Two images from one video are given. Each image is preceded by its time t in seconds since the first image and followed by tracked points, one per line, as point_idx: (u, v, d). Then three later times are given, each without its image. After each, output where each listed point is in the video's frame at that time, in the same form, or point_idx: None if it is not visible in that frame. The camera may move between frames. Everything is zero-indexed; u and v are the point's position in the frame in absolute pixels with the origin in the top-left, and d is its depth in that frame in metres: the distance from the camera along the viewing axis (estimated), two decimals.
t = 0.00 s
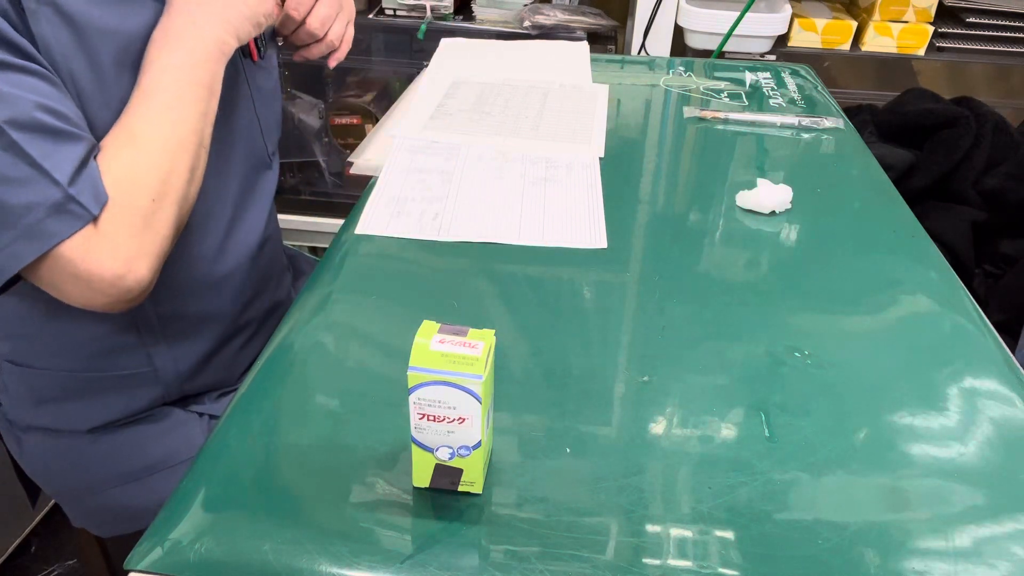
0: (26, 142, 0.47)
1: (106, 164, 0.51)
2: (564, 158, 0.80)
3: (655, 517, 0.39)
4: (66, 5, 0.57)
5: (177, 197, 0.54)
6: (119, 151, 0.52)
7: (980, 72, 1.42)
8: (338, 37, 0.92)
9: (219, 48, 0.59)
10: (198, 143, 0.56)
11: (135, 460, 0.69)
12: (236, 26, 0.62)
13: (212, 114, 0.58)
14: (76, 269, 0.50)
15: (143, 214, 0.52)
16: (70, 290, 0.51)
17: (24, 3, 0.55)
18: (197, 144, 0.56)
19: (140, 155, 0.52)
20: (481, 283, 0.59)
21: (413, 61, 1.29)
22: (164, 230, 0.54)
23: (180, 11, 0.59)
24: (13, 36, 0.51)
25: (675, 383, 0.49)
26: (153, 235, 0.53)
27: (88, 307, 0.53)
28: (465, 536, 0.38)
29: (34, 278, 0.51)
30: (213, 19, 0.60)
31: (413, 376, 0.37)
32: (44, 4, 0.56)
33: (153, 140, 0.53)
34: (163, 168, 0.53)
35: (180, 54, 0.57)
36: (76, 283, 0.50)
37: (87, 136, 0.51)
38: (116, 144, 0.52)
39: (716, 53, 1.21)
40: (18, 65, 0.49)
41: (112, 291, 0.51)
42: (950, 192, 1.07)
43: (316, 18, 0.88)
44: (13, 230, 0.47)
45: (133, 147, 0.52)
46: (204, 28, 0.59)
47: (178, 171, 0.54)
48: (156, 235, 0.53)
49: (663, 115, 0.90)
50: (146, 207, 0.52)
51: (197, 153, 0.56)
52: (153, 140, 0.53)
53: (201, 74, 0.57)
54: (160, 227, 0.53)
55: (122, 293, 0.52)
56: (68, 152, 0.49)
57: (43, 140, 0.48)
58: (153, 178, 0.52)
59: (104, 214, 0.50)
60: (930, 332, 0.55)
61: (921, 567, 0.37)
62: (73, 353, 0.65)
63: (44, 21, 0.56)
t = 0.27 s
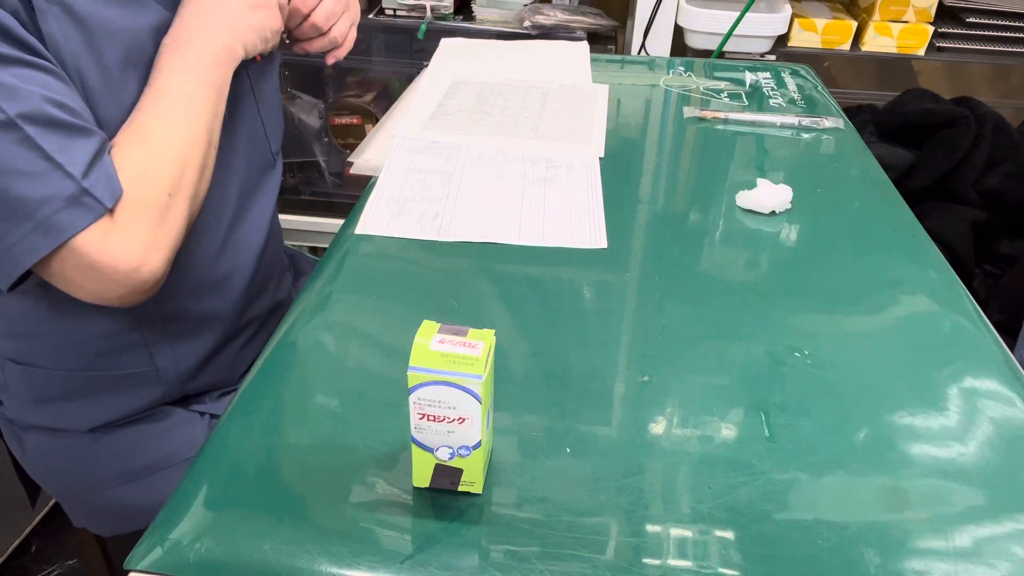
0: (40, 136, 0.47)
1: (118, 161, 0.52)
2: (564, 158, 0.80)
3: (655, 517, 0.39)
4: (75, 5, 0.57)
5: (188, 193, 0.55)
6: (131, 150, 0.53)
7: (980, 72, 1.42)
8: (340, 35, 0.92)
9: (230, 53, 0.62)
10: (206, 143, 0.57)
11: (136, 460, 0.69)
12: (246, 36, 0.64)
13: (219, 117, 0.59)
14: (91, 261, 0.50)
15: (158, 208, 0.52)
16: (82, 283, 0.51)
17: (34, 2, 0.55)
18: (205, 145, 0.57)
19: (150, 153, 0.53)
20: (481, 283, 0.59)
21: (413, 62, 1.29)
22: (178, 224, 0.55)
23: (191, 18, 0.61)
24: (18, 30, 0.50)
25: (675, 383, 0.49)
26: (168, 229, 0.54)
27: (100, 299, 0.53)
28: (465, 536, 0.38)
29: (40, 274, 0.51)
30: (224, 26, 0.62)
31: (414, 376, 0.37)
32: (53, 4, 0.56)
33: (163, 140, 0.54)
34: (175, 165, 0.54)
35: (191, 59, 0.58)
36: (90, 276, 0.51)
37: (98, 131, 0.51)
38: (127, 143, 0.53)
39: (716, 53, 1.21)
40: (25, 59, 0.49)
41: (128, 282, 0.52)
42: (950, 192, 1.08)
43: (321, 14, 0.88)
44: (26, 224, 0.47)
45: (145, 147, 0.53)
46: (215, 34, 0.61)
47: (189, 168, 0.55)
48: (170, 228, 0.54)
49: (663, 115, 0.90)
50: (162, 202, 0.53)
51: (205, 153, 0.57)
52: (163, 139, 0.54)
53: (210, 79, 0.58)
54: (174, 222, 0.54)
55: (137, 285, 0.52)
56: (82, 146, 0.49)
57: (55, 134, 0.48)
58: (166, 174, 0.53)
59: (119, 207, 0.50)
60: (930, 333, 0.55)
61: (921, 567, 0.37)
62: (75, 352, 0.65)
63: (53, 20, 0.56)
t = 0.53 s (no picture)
0: (44, 130, 0.47)
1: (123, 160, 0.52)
2: (564, 158, 0.80)
3: (655, 517, 0.39)
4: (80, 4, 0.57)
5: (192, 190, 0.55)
6: (134, 147, 0.53)
7: (981, 72, 1.42)
8: (336, 36, 0.92)
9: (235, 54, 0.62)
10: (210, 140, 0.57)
11: (137, 460, 0.69)
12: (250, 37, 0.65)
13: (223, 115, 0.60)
14: (93, 256, 0.50)
15: (161, 204, 0.52)
16: (84, 279, 0.51)
17: None
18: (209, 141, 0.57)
19: (153, 150, 0.53)
20: (482, 283, 0.59)
21: (413, 62, 1.29)
22: (181, 221, 0.55)
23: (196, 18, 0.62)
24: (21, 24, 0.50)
25: (675, 383, 0.49)
26: (171, 225, 0.54)
27: (102, 296, 0.53)
28: (465, 536, 0.38)
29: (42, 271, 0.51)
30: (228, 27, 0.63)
31: (414, 376, 0.37)
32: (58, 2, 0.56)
33: (166, 136, 0.54)
34: (178, 161, 0.54)
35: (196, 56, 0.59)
36: (91, 271, 0.50)
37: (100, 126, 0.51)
38: (130, 141, 0.53)
39: (716, 53, 1.21)
40: (27, 52, 0.49)
41: (130, 279, 0.52)
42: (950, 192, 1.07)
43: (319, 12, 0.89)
44: (29, 219, 0.47)
45: (148, 144, 0.53)
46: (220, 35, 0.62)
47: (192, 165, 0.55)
48: (173, 225, 0.54)
49: (663, 115, 0.90)
50: (165, 198, 0.53)
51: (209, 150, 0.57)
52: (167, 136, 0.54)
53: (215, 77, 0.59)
54: (178, 218, 0.54)
55: (139, 281, 0.52)
56: (85, 142, 0.50)
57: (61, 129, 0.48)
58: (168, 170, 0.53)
59: (121, 202, 0.50)
60: (930, 332, 0.55)
61: (921, 567, 0.37)
62: (76, 352, 0.65)
63: (57, 18, 0.56)
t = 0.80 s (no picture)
0: (42, 128, 0.47)
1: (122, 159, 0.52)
2: (564, 158, 0.80)
3: (655, 517, 0.39)
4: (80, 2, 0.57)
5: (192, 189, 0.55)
6: (136, 144, 0.53)
7: (981, 72, 1.42)
8: (343, 29, 0.91)
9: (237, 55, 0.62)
10: (211, 139, 0.57)
11: (137, 459, 0.69)
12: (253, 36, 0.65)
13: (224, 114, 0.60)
14: (92, 254, 0.50)
15: (161, 203, 0.52)
16: (83, 278, 0.51)
17: None
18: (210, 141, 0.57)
19: (154, 147, 0.53)
20: (482, 283, 0.59)
21: (413, 61, 1.29)
22: (181, 221, 0.55)
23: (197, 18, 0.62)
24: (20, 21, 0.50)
25: (675, 383, 0.49)
26: (171, 225, 0.54)
27: (99, 294, 0.53)
28: (465, 536, 0.38)
29: (42, 269, 0.51)
30: (230, 27, 0.63)
31: (413, 376, 0.37)
32: None
33: (166, 135, 0.54)
34: (178, 160, 0.54)
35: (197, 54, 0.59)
36: (90, 270, 0.50)
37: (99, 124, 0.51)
38: (131, 139, 0.53)
39: (716, 52, 1.21)
40: (26, 50, 0.49)
41: (130, 277, 0.52)
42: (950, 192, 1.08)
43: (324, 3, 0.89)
44: (27, 217, 0.47)
45: (149, 142, 0.53)
46: (221, 35, 0.61)
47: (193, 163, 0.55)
48: (173, 224, 0.54)
49: (663, 115, 0.90)
50: (165, 197, 0.53)
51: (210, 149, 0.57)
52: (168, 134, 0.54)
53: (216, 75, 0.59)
54: (179, 218, 0.54)
55: (138, 280, 0.52)
56: (84, 140, 0.49)
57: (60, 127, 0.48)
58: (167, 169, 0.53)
59: (121, 200, 0.50)
60: (930, 332, 0.55)
61: (921, 567, 0.37)
62: (77, 351, 0.65)
63: (57, 17, 0.56)
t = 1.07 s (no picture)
0: (46, 130, 0.47)
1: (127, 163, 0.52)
2: (564, 158, 0.80)
3: (655, 517, 0.39)
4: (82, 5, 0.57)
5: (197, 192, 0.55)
6: (141, 146, 0.53)
7: (981, 72, 1.42)
8: (346, 37, 0.91)
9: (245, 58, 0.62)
10: (217, 142, 0.57)
11: (137, 460, 0.69)
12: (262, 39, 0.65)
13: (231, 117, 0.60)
14: (97, 256, 0.50)
15: (165, 205, 0.52)
16: (85, 277, 0.51)
17: None
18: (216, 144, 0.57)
19: (160, 149, 0.53)
20: (482, 283, 0.59)
21: (413, 61, 1.29)
22: (186, 224, 0.55)
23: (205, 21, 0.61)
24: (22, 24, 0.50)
25: (675, 383, 0.49)
26: (176, 227, 0.53)
27: (104, 296, 0.53)
28: (464, 536, 0.38)
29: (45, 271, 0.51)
30: (238, 30, 0.62)
31: (413, 376, 0.37)
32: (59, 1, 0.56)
33: (172, 138, 0.54)
34: (184, 164, 0.54)
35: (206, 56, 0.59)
36: (95, 272, 0.50)
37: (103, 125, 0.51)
38: (136, 140, 0.53)
39: (716, 52, 1.21)
40: (29, 51, 0.49)
41: (134, 280, 0.52)
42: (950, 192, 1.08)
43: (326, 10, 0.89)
44: (31, 220, 0.47)
45: (155, 144, 0.53)
46: (229, 39, 0.61)
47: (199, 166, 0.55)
48: (177, 227, 0.54)
49: (663, 115, 0.90)
50: (170, 200, 0.53)
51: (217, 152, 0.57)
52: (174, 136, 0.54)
53: (225, 78, 0.59)
54: (183, 221, 0.54)
55: (143, 282, 0.52)
56: (88, 141, 0.50)
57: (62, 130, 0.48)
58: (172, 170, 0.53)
59: (126, 203, 0.51)
60: (930, 332, 0.55)
61: (921, 567, 0.37)
62: (77, 353, 0.65)
63: (59, 18, 0.56)
